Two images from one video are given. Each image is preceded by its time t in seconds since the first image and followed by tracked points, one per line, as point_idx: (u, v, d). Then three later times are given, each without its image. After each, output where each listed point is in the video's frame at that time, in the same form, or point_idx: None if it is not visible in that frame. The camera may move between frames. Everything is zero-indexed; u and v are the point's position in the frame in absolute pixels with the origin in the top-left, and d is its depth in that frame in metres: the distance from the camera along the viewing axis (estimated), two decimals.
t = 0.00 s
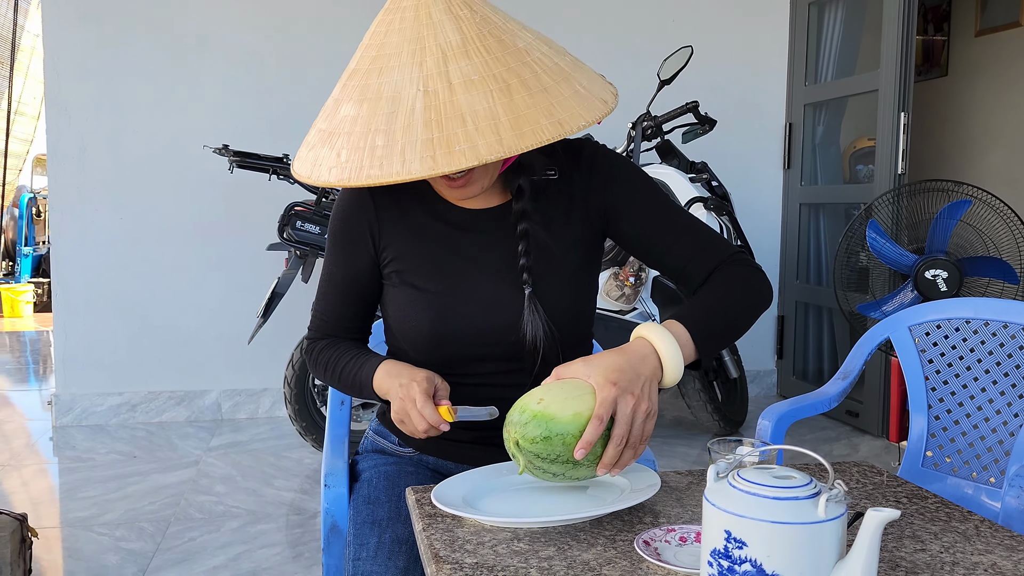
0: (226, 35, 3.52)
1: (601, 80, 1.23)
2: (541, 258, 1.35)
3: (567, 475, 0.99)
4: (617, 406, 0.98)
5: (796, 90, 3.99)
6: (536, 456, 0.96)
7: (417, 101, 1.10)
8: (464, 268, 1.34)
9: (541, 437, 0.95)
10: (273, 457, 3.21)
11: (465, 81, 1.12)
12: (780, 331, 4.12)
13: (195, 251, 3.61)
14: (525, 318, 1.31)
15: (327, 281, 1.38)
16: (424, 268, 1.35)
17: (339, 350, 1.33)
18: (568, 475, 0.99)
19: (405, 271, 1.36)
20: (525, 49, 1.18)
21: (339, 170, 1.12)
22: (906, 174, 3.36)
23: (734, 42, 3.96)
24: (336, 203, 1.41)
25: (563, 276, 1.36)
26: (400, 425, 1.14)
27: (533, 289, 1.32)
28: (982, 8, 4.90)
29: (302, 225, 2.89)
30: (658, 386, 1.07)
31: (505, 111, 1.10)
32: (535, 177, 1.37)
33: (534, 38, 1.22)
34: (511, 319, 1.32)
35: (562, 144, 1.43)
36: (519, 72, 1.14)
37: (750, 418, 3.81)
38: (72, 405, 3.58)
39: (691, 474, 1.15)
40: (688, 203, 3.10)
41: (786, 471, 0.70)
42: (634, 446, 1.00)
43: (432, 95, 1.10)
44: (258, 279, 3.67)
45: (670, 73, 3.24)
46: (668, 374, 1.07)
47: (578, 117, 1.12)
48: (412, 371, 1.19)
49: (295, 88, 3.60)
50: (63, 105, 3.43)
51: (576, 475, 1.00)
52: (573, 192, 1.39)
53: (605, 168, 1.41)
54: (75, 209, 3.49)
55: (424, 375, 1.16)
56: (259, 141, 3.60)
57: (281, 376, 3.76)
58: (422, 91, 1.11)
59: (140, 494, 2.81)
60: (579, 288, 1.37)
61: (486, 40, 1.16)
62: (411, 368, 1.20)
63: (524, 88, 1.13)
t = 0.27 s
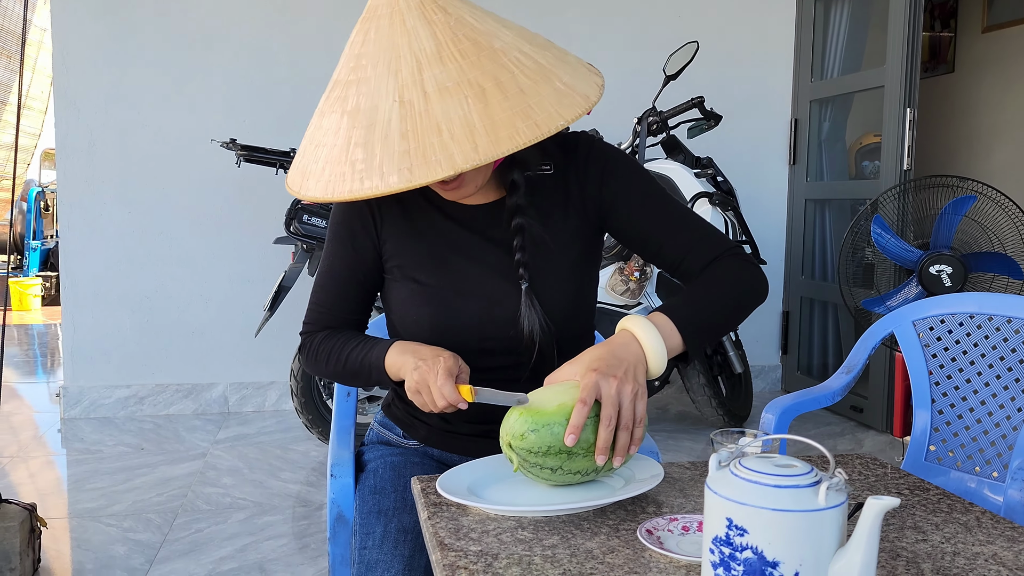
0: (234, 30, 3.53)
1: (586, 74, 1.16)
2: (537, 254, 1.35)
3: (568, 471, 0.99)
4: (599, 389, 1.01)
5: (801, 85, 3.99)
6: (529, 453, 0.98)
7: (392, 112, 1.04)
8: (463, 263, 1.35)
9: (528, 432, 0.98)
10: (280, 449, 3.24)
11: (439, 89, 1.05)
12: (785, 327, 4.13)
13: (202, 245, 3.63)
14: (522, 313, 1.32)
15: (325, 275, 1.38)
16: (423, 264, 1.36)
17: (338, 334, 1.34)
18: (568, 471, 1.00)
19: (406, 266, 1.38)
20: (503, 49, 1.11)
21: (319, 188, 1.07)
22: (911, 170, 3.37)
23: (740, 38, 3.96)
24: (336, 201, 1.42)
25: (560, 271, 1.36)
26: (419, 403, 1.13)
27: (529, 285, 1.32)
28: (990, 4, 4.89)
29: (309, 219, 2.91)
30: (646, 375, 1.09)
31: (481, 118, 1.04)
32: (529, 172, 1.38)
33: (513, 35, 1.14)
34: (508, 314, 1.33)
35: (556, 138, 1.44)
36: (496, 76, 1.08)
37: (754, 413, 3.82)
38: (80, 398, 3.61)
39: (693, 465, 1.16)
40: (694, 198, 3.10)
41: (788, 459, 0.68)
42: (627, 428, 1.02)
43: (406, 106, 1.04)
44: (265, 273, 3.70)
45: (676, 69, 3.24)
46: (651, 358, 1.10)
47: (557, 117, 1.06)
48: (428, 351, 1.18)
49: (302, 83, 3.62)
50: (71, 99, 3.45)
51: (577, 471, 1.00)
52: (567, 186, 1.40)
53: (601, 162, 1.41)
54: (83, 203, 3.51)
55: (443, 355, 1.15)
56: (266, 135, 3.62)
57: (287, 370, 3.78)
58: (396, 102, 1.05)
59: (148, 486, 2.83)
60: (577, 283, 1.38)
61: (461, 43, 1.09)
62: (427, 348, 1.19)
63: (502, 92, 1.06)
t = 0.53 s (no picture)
0: (238, 23, 3.53)
1: (577, 66, 1.12)
2: (537, 248, 1.35)
3: (572, 461, 0.99)
4: (602, 378, 1.01)
5: (806, 80, 3.98)
6: (533, 443, 0.98)
7: (377, 114, 1.02)
8: (464, 256, 1.35)
9: (533, 422, 0.98)
10: (283, 442, 3.24)
11: (425, 88, 1.02)
12: (788, 322, 4.12)
13: (206, 238, 3.63)
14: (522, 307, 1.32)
15: (325, 265, 1.37)
16: (423, 258, 1.36)
17: (336, 324, 1.33)
18: (575, 462, 0.99)
19: (407, 258, 1.38)
20: (490, 45, 1.07)
21: (310, 193, 1.06)
22: (916, 165, 3.36)
23: (745, 32, 3.95)
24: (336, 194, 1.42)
25: (560, 265, 1.36)
26: (422, 392, 1.13)
27: (529, 280, 1.32)
28: None
29: (312, 212, 2.91)
30: (646, 367, 1.10)
31: (466, 117, 1.01)
32: (528, 165, 1.38)
33: (501, 29, 1.11)
34: (510, 307, 1.33)
35: (555, 131, 1.44)
36: (482, 73, 1.04)
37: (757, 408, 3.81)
38: (84, 390, 3.62)
39: (696, 459, 1.16)
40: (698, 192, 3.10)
41: (792, 453, 0.68)
42: (632, 418, 1.01)
43: (391, 107, 1.02)
44: (269, 266, 3.70)
45: (680, 63, 3.23)
46: (651, 349, 1.11)
47: (544, 113, 1.02)
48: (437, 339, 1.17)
49: (306, 77, 3.61)
50: (76, 93, 3.45)
51: (583, 461, 1.00)
52: (567, 180, 1.40)
53: (601, 156, 1.40)
54: (87, 196, 3.52)
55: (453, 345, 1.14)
56: (270, 129, 3.62)
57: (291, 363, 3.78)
58: (382, 104, 1.02)
59: (151, 478, 2.84)
60: (577, 277, 1.37)
61: (446, 41, 1.06)
62: (433, 336, 1.18)
63: (488, 90, 1.03)
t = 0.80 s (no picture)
0: (241, 17, 3.53)
1: (575, 58, 1.11)
2: (540, 243, 1.35)
3: (576, 453, 0.99)
4: (605, 372, 1.01)
5: (811, 74, 3.97)
6: (537, 434, 0.98)
7: (372, 114, 1.02)
8: (467, 249, 1.34)
9: (536, 414, 0.98)
10: (286, 436, 3.25)
11: (418, 86, 1.02)
12: (792, 317, 4.12)
13: (210, 233, 3.63)
14: (525, 302, 1.32)
15: (325, 253, 1.36)
16: (425, 252, 1.36)
17: (327, 309, 1.33)
18: (580, 455, 0.99)
19: (409, 251, 1.37)
20: (485, 40, 1.06)
21: (309, 193, 1.06)
22: (921, 160, 3.34)
23: (750, 26, 3.94)
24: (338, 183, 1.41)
25: (563, 260, 1.36)
26: (420, 375, 1.13)
27: (533, 274, 1.32)
28: None
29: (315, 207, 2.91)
30: (647, 361, 1.10)
31: (460, 114, 1.00)
32: (533, 160, 1.36)
33: (497, 23, 1.09)
34: (513, 302, 1.33)
35: (559, 126, 1.43)
36: (476, 69, 1.04)
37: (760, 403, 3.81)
38: (88, 384, 3.62)
39: (698, 454, 1.16)
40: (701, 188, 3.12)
41: (795, 448, 0.67)
42: (636, 411, 1.01)
43: (385, 106, 1.01)
44: (272, 261, 3.70)
45: (684, 57, 3.22)
46: (652, 345, 1.11)
47: (539, 109, 1.01)
48: (436, 321, 1.17)
49: (309, 71, 3.61)
50: (79, 87, 3.45)
51: (589, 454, 0.99)
52: (572, 174, 1.39)
53: (606, 151, 1.40)
54: (90, 190, 3.52)
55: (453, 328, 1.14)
56: (273, 123, 3.61)
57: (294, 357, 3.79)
58: (376, 102, 1.02)
59: (155, 472, 2.84)
60: (581, 272, 1.37)
61: (441, 37, 1.05)
62: (431, 318, 1.18)
63: (483, 87, 1.02)
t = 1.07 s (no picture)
0: (245, 12, 3.52)
1: (578, 51, 1.10)
2: (545, 237, 1.34)
3: (579, 448, 0.99)
4: (607, 368, 1.01)
5: (815, 69, 3.96)
6: (541, 430, 0.97)
7: (375, 110, 1.01)
8: (471, 242, 1.34)
9: (540, 409, 0.98)
10: (290, 431, 3.25)
11: (421, 81, 1.01)
12: (796, 313, 4.11)
13: (214, 228, 3.64)
14: (530, 296, 1.32)
15: (326, 241, 1.36)
16: (430, 246, 1.35)
17: (322, 294, 1.33)
18: (583, 450, 0.99)
19: (412, 242, 1.37)
20: (488, 34, 1.05)
21: (313, 190, 1.06)
22: (926, 155, 3.33)
23: (754, 20, 3.93)
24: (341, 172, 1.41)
25: (568, 255, 1.35)
26: (417, 365, 1.13)
27: (538, 269, 1.31)
28: None
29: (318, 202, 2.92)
30: (649, 356, 1.10)
31: (463, 110, 0.99)
32: (538, 154, 1.36)
33: (499, 15, 1.08)
34: (518, 296, 1.33)
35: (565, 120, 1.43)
36: (478, 64, 1.03)
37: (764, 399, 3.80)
38: (92, 378, 3.63)
39: (700, 450, 1.16)
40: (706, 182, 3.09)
41: (797, 444, 0.67)
42: (639, 406, 1.01)
43: (389, 102, 1.01)
44: (275, 256, 3.70)
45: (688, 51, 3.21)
46: (653, 340, 1.11)
47: (542, 103, 1.01)
48: (434, 309, 1.17)
49: (312, 66, 3.61)
50: (83, 81, 3.45)
51: (592, 449, 0.99)
52: (578, 168, 1.39)
53: (611, 145, 1.40)
54: (94, 185, 3.52)
55: (452, 318, 1.14)
56: (277, 118, 3.61)
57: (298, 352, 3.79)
58: (379, 98, 1.01)
59: (159, 466, 2.85)
60: (586, 266, 1.37)
61: (443, 31, 1.04)
62: (427, 307, 1.18)
63: (486, 81, 1.02)
